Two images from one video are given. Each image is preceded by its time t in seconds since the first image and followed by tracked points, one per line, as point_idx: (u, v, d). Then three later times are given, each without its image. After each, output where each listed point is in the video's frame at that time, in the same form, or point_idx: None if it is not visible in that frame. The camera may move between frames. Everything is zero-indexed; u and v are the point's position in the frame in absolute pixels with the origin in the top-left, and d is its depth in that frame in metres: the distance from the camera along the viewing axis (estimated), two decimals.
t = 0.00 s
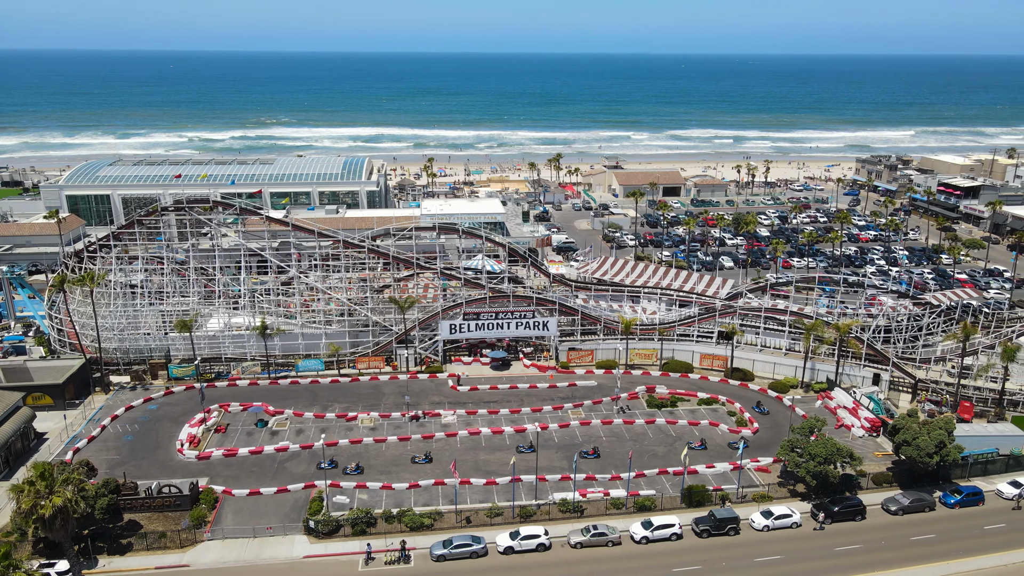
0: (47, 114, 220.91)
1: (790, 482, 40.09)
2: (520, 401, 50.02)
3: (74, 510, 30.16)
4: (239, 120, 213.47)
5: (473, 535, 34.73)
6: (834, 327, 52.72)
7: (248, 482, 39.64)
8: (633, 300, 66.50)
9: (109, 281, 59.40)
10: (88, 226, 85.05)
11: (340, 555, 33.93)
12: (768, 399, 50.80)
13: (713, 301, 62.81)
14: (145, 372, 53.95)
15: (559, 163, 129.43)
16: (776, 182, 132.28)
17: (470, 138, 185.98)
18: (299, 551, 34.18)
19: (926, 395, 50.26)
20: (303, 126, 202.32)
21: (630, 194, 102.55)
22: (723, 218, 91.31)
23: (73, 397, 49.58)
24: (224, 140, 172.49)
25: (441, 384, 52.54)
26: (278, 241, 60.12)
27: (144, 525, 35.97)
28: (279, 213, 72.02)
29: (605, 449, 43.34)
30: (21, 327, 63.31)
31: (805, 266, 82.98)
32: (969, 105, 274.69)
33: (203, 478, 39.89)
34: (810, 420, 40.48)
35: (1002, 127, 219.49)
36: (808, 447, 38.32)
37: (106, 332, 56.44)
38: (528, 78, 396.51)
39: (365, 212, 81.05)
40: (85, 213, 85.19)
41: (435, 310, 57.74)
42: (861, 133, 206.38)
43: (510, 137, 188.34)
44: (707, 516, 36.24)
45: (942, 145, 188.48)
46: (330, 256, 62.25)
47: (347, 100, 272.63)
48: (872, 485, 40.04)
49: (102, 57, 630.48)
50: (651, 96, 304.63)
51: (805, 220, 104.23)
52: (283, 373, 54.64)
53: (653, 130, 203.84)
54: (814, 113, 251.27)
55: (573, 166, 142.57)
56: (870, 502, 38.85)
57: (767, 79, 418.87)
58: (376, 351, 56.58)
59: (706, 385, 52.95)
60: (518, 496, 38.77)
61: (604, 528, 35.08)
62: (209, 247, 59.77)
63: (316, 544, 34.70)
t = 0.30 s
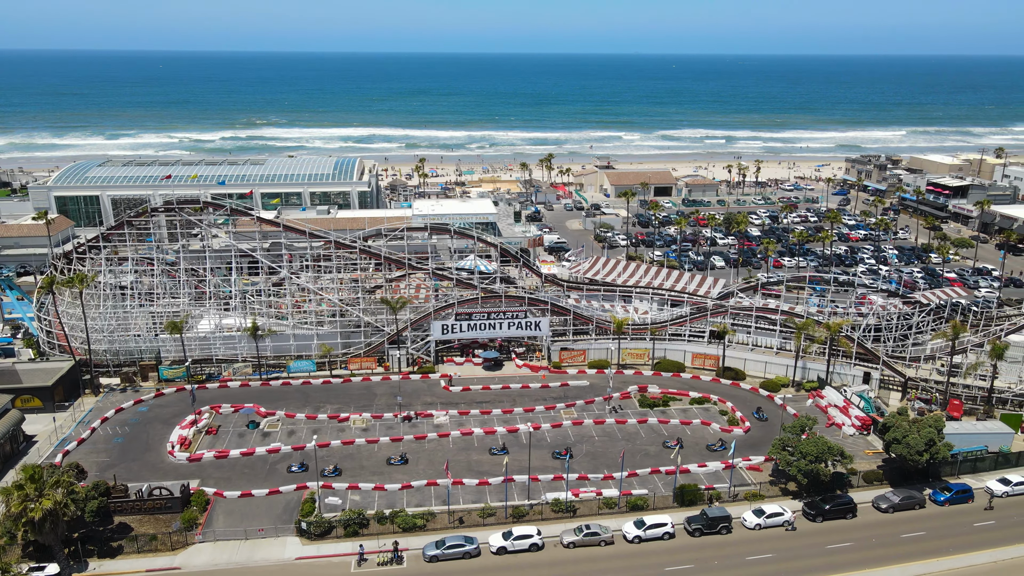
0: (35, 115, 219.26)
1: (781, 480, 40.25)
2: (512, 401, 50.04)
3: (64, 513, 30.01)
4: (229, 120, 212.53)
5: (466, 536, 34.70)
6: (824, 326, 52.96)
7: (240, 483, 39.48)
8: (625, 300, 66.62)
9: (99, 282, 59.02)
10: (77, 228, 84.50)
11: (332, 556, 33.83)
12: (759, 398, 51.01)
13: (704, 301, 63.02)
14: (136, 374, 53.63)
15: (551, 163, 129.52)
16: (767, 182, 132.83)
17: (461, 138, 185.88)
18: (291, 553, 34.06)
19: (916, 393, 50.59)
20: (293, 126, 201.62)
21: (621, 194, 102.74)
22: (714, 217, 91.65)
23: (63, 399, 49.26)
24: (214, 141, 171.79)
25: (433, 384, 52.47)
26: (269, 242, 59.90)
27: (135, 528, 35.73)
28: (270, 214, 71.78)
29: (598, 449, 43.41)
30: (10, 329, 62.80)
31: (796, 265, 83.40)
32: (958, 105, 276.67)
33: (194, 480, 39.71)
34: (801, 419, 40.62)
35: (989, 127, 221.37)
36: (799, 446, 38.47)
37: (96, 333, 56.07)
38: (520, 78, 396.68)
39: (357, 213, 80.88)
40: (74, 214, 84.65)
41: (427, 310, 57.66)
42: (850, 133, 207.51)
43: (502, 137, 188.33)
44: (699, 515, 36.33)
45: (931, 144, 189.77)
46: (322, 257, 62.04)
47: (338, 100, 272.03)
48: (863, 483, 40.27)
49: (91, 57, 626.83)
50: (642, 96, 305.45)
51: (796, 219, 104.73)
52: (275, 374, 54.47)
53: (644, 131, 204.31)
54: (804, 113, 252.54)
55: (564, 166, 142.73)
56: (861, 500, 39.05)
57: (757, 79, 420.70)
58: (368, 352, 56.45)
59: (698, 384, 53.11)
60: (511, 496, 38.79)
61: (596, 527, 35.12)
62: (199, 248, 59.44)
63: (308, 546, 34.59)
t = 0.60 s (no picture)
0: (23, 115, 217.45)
1: (773, 479, 40.42)
2: (504, 401, 50.06)
3: (53, 517, 29.84)
4: (220, 120, 211.59)
5: (458, 536, 34.69)
6: (815, 325, 53.21)
7: (232, 485, 39.35)
8: (617, 299, 66.73)
9: (88, 284, 58.59)
10: (66, 229, 83.97)
11: (325, 558, 33.74)
12: (751, 396, 51.20)
13: (696, 300, 63.25)
14: (126, 376, 53.31)
15: (542, 163, 129.62)
16: (758, 182, 133.39)
17: (453, 139, 185.75)
18: (283, 555, 33.96)
19: (906, 391, 50.95)
20: (284, 127, 200.89)
21: (613, 194, 102.92)
22: (705, 217, 92.02)
23: (52, 402, 48.94)
24: (204, 141, 171.12)
25: (426, 385, 52.37)
26: (261, 242, 59.66)
27: (126, 530, 35.55)
28: (261, 215, 71.49)
29: (591, 449, 43.47)
30: None
31: (787, 265, 83.82)
32: (947, 105, 278.51)
33: (186, 482, 39.54)
34: (792, 417, 40.77)
35: (978, 127, 222.96)
36: (790, 444, 38.63)
37: (85, 335, 55.71)
38: (511, 78, 396.58)
39: (348, 213, 80.66)
40: (63, 216, 84.10)
41: (420, 311, 57.56)
42: (841, 133, 208.55)
43: (494, 137, 188.27)
44: (692, 514, 36.43)
45: (920, 144, 191.03)
46: (313, 258, 61.78)
47: (329, 101, 271.42)
48: (854, 481, 40.48)
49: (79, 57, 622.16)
50: (633, 96, 306.20)
51: (786, 219, 105.21)
52: (267, 375, 54.26)
53: (636, 131, 204.71)
54: (794, 113, 253.65)
55: (556, 166, 142.86)
56: (852, 497, 39.26)
57: (748, 79, 422.29)
58: (360, 353, 56.31)
59: (690, 383, 53.26)
60: (503, 496, 38.80)
61: (589, 527, 35.16)
62: (190, 249, 59.10)
63: (301, 548, 34.47)
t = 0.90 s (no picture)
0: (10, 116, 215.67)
1: (765, 477, 40.57)
2: (497, 401, 50.05)
3: (44, 519, 29.62)
4: (210, 121, 210.69)
5: (451, 537, 34.66)
6: (807, 324, 53.45)
7: (223, 487, 39.18)
8: (609, 299, 66.84)
9: (78, 285, 58.15)
10: (56, 230, 83.41)
11: (318, 559, 33.65)
12: (743, 395, 51.38)
13: (688, 300, 63.45)
14: (116, 377, 53.01)
15: (534, 163, 129.67)
16: (749, 181, 133.80)
17: (445, 139, 185.59)
18: (276, 556, 33.84)
19: (896, 390, 51.28)
20: (275, 127, 200.17)
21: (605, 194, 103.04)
22: (697, 217, 92.30)
23: (42, 404, 48.62)
24: (195, 142, 170.41)
25: (418, 386, 52.30)
26: (252, 243, 59.38)
27: (117, 533, 35.34)
28: (252, 215, 71.20)
29: (583, 449, 43.50)
30: None
31: (779, 264, 84.19)
32: (936, 105, 280.21)
33: (177, 484, 39.34)
34: (784, 416, 40.92)
35: (966, 127, 224.44)
36: (782, 443, 38.80)
37: (75, 336, 55.34)
38: (503, 79, 396.51)
39: (340, 214, 80.42)
40: (52, 217, 83.51)
41: (412, 311, 57.49)
42: (831, 133, 209.51)
43: (486, 137, 188.18)
44: (684, 513, 36.52)
45: (910, 143, 192.12)
46: (305, 258, 61.56)
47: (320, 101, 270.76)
48: (845, 479, 40.68)
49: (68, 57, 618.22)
50: (624, 96, 306.77)
51: (777, 219, 105.66)
52: (259, 376, 54.08)
53: (628, 131, 205.08)
54: (785, 113, 254.67)
55: (548, 166, 142.98)
56: (843, 496, 39.45)
57: (738, 79, 423.75)
58: (353, 353, 56.19)
59: (682, 383, 53.40)
60: (496, 496, 38.80)
61: (582, 526, 35.18)
62: (181, 249, 58.79)
63: (293, 549, 34.38)
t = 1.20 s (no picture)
0: None
1: (758, 476, 40.69)
2: (490, 401, 50.05)
3: (34, 523, 29.40)
4: (201, 121, 209.77)
5: (444, 537, 34.61)
6: (799, 323, 53.66)
7: (215, 489, 38.97)
8: (602, 299, 66.94)
9: (68, 287, 57.71)
10: (45, 231, 82.85)
11: (311, 560, 33.55)
12: (736, 395, 51.54)
13: (681, 300, 63.62)
14: (107, 379, 52.67)
15: (526, 164, 129.68)
16: (741, 181, 134.24)
17: (438, 139, 185.37)
18: (269, 558, 33.72)
19: (887, 388, 51.59)
20: (266, 127, 199.47)
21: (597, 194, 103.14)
22: (689, 217, 92.55)
23: (32, 407, 48.27)
24: (185, 143, 169.57)
25: (412, 386, 52.23)
26: (244, 244, 59.22)
27: (108, 536, 35.14)
28: (243, 216, 70.90)
29: (577, 448, 43.56)
30: None
31: (770, 263, 84.54)
32: (926, 105, 281.86)
33: (169, 486, 39.13)
34: (776, 415, 41.03)
35: (955, 127, 225.98)
36: (774, 442, 38.92)
37: (66, 338, 54.97)
38: (495, 79, 396.52)
39: (332, 214, 80.22)
40: (41, 217, 82.90)
41: (404, 312, 57.41)
42: (822, 133, 210.44)
43: (478, 138, 188.02)
44: (677, 512, 36.59)
45: (900, 143, 193.13)
46: (297, 258, 61.30)
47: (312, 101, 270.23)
48: (837, 477, 40.86)
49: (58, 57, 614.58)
50: (615, 96, 307.50)
51: (769, 218, 106.07)
52: (251, 377, 53.88)
53: (620, 131, 205.38)
54: (776, 113, 255.72)
55: (540, 167, 143.02)
56: (835, 494, 39.61)
57: (730, 79, 425.39)
58: (345, 354, 56.03)
59: (675, 382, 53.51)
60: (490, 496, 38.76)
61: (576, 526, 35.19)
62: (172, 250, 58.46)
63: (286, 551, 34.25)
